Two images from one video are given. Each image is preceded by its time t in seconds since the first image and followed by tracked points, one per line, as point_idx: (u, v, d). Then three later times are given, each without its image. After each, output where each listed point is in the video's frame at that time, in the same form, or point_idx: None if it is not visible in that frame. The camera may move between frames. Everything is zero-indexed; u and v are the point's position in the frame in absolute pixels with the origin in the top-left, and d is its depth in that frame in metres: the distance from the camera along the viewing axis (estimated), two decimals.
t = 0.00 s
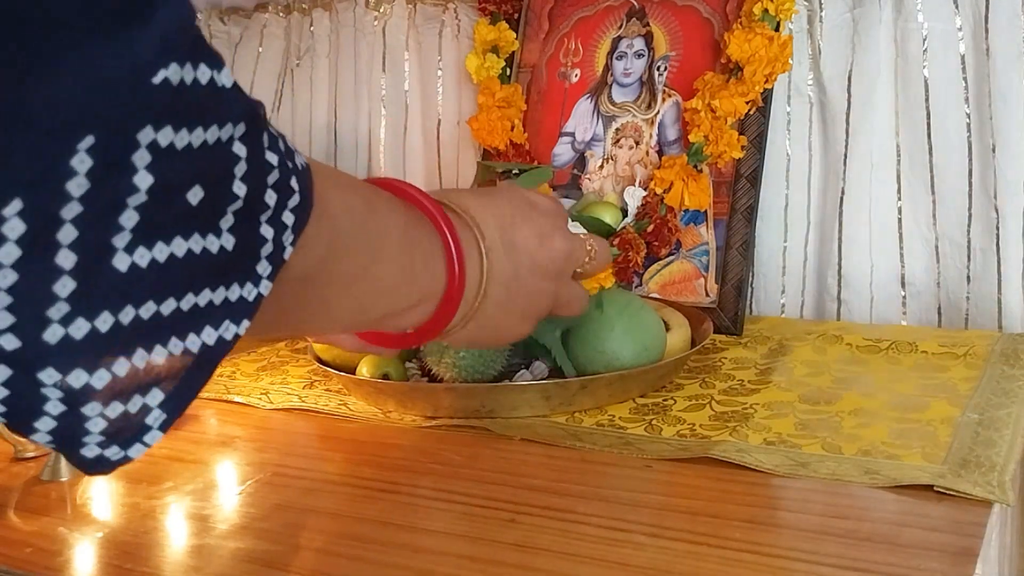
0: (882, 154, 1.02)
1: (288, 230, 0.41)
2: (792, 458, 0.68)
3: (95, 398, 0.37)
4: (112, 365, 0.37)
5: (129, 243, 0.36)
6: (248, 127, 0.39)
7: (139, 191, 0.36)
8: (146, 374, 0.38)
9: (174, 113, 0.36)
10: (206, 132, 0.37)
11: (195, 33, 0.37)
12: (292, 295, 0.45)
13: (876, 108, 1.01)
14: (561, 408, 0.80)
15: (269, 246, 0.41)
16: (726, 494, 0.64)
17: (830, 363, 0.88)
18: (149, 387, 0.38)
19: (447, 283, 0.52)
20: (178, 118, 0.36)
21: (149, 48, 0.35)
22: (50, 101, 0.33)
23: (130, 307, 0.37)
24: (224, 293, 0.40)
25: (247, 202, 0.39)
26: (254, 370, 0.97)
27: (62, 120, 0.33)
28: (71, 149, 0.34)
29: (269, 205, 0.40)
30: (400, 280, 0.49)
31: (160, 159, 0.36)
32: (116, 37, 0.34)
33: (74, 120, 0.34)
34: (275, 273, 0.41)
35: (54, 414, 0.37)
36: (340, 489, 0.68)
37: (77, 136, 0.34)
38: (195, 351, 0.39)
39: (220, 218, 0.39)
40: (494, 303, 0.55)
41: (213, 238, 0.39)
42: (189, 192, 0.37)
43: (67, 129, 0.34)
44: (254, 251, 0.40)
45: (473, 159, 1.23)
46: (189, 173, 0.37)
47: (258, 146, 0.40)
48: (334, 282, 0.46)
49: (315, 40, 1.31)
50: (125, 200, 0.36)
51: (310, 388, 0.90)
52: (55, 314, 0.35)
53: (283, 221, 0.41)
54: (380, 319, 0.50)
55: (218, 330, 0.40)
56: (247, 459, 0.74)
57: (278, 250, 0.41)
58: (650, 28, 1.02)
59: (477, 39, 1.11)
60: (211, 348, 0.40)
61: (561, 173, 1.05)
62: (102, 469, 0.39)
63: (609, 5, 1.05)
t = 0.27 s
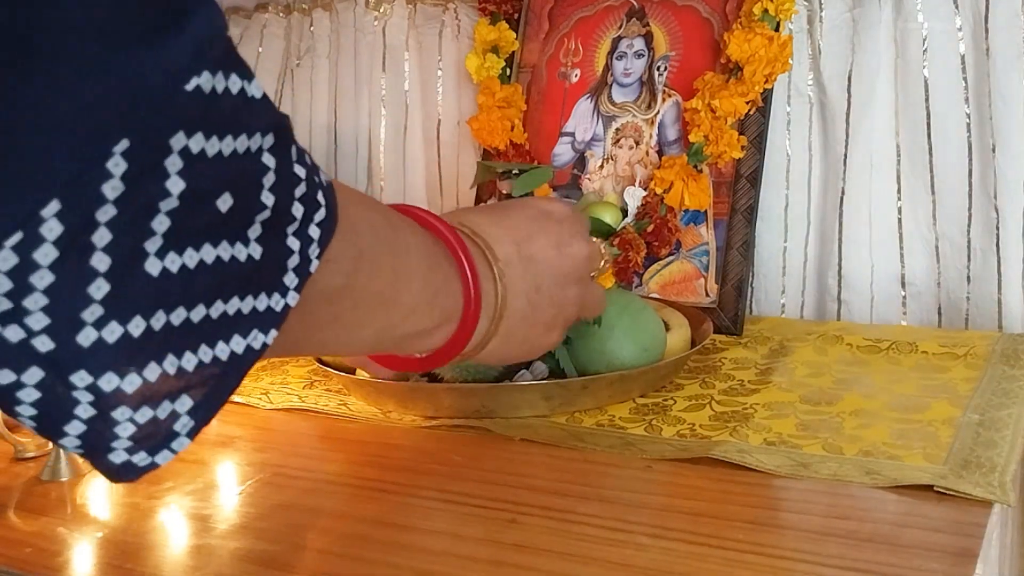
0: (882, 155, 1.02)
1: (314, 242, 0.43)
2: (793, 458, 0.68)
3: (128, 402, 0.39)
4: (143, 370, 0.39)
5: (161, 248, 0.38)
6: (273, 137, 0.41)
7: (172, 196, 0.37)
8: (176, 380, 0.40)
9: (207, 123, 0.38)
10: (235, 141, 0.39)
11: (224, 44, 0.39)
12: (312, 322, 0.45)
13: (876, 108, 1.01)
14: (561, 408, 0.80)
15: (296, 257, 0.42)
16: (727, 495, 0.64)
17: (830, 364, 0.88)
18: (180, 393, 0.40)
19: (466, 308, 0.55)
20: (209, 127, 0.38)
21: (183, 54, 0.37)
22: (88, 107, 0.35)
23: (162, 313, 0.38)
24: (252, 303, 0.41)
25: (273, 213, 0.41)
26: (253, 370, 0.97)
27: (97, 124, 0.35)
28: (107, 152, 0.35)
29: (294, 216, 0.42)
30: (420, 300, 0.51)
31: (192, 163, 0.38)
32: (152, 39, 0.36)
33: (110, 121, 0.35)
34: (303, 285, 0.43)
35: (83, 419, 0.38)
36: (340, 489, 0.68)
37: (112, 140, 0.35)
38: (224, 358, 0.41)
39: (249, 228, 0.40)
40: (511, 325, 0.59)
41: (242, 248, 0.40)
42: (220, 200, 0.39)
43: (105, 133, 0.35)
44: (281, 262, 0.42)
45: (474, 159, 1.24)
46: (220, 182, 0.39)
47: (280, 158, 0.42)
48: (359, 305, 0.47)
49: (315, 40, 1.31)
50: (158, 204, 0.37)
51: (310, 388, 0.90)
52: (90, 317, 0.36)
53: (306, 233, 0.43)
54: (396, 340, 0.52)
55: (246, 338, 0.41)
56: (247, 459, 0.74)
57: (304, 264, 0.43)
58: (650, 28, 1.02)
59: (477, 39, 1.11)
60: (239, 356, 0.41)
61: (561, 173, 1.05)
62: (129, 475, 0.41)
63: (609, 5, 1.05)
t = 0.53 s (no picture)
0: (882, 154, 1.02)
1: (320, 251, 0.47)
2: (792, 458, 0.68)
3: (147, 405, 0.41)
4: (161, 374, 0.41)
5: (176, 253, 0.41)
6: (276, 151, 0.45)
7: (186, 199, 0.41)
8: (192, 384, 0.43)
9: (216, 130, 0.41)
10: (242, 150, 0.43)
11: (228, 59, 0.42)
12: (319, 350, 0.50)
13: (876, 107, 1.01)
14: (561, 408, 0.79)
15: (303, 265, 0.46)
16: (726, 495, 0.64)
17: (830, 364, 0.88)
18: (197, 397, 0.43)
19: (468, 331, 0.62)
20: (216, 133, 0.41)
21: (194, 60, 0.40)
22: (105, 115, 0.37)
23: (177, 316, 0.41)
24: (263, 309, 0.44)
25: (280, 221, 0.45)
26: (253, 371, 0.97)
27: (113, 128, 0.38)
28: (124, 155, 0.38)
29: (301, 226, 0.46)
30: (426, 318, 0.57)
31: (204, 171, 0.41)
32: (167, 39, 0.39)
33: (125, 126, 0.38)
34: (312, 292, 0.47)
35: (102, 425, 0.41)
36: (340, 490, 0.68)
37: (129, 143, 0.38)
38: (237, 362, 0.44)
39: (259, 234, 0.44)
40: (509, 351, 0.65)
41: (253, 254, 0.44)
42: (231, 205, 0.42)
43: (121, 139, 0.38)
44: (290, 267, 0.45)
45: (474, 159, 1.24)
46: (231, 189, 0.42)
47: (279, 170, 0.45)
48: (370, 330, 0.52)
49: (315, 40, 1.31)
50: (173, 208, 0.40)
51: (310, 388, 0.90)
52: (109, 319, 0.39)
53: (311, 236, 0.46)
54: (400, 360, 0.57)
55: (259, 343, 0.45)
56: (247, 459, 0.74)
57: (311, 272, 0.46)
58: (650, 28, 1.02)
59: (477, 39, 1.11)
60: (253, 360, 0.45)
61: (561, 173, 1.05)
62: (146, 485, 0.44)
63: (609, 5, 1.05)
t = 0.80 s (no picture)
0: (882, 154, 1.02)
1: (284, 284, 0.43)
2: (792, 458, 0.68)
3: (104, 460, 0.36)
4: (117, 428, 0.36)
5: (131, 297, 0.36)
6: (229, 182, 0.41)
7: (139, 239, 0.36)
8: (154, 438, 0.37)
9: (172, 165, 0.37)
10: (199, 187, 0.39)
11: (174, 87, 0.38)
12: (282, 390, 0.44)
13: (876, 107, 1.01)
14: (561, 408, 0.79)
15: (269, 303, 0.42)
16: (727, 495, 0.64)
17: (831, 364, 0.88)
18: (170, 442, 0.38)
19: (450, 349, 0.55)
20: (172, 168, 0.37)
21: (144, 91, 0.36)
22: (50, 145, 0.33)
23: (136, 365, 0.36)
24: (229, 352, 0.40)
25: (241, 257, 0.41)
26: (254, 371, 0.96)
27: (62, 163, 0.33)
28: (67, 195, 0.33)
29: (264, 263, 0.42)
30: (400, 352, 0.51)
31: (160, 209, 0.37)
32: (103, 78, 0.34)
33: (71, 161, 0.33)
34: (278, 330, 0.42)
35: (59, 483, 0.36)
36: (340, 489, 0.68)
37: (73, 181, 0.33)
38: (203, 413, 0.39)
39: (219, 273, 0.39)
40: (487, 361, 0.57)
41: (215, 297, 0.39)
42: (189, 244, 0.38)
43: (65, 174, 0.33)
44: (254, 309, 0.41)
45: (474, 159, 1.24)
46: (190, 223, 0.38)
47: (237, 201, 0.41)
48: (342, 362, 0.47)
49: (315, 39, 1.31)
50: (125, 249, 0.35)
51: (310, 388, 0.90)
52: (57, 371, 0.34)
53: (273, 277, 0.42)
54: (388, 392, 0.51)
55: (227, 389, 0.40)
56: (248, 459, 0.74)
57: (277, 311, 0.42)
58: (650, 28, 1.02)
59: (477, 39, 1.11)
60: (218, 411, 0.39)
61: (561, 173, 1.05)
62: (110, 543, 0.38)
63: (609, 4, 1.05)
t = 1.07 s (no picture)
0: (882, 154, 1.01)
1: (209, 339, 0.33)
2: (792, 458, 0.68)
3: (0, 555, 0.28)
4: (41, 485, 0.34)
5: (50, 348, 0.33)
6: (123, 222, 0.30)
7: (26, 312, 0.27)
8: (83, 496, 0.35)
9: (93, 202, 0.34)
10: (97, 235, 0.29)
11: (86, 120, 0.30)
12: (217, 434, 0.39)
13: (876, 107, 1.01)
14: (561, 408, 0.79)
15: (190, 362, 0.32)
16: (726, 494, 0.64)
17: (830, 364, 0.88)
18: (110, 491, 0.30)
19: (406, 383, 0.49)
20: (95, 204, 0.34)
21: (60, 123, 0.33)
22: None
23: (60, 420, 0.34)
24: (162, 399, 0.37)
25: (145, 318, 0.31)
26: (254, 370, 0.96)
27: None
28: None
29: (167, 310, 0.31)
30: (351, 383, 0.46)
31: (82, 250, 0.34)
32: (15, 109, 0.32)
33: None
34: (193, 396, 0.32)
35: None
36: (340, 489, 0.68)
37: None
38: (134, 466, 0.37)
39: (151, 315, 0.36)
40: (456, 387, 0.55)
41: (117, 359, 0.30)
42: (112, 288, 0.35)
43: None
44: (174, 370, 0.32)
45: (474, 159, 1.24)
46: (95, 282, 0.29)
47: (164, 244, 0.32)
48: (279, 401, 0.41)
49: (315, 39, 1.30)
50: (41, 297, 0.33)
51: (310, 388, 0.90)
52: None
53: (203, 331, 0.33)
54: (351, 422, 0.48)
55: (136, 469, 0.30)
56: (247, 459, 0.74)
57: (203, 364, 0.33)
58: (650, 28, 1.02)
59: (477, 39, 1.10)
60: (137, 483, 0.31)
61: (561, 173, 1.05)
62: None
63: (609, 4, 1.05)
